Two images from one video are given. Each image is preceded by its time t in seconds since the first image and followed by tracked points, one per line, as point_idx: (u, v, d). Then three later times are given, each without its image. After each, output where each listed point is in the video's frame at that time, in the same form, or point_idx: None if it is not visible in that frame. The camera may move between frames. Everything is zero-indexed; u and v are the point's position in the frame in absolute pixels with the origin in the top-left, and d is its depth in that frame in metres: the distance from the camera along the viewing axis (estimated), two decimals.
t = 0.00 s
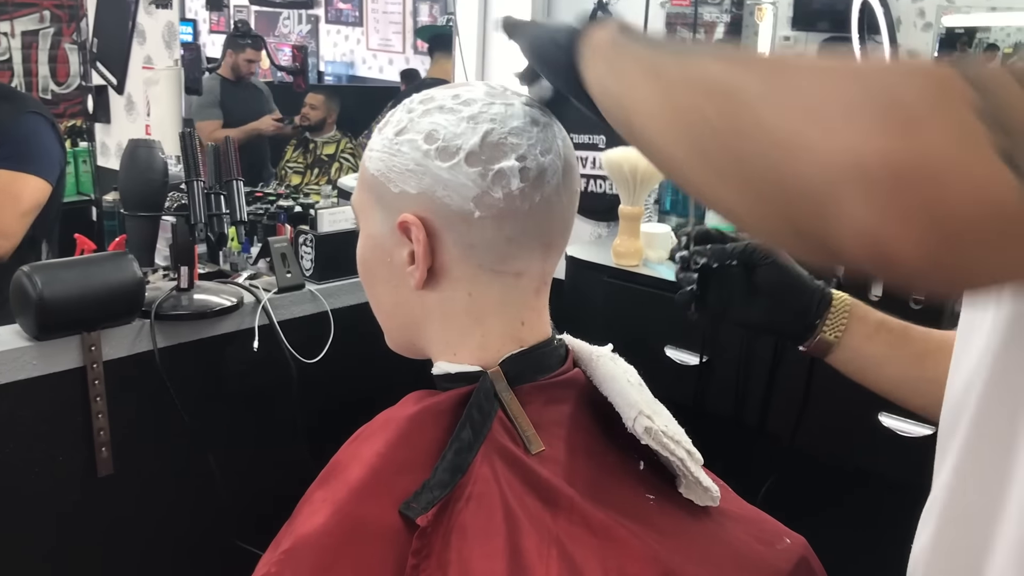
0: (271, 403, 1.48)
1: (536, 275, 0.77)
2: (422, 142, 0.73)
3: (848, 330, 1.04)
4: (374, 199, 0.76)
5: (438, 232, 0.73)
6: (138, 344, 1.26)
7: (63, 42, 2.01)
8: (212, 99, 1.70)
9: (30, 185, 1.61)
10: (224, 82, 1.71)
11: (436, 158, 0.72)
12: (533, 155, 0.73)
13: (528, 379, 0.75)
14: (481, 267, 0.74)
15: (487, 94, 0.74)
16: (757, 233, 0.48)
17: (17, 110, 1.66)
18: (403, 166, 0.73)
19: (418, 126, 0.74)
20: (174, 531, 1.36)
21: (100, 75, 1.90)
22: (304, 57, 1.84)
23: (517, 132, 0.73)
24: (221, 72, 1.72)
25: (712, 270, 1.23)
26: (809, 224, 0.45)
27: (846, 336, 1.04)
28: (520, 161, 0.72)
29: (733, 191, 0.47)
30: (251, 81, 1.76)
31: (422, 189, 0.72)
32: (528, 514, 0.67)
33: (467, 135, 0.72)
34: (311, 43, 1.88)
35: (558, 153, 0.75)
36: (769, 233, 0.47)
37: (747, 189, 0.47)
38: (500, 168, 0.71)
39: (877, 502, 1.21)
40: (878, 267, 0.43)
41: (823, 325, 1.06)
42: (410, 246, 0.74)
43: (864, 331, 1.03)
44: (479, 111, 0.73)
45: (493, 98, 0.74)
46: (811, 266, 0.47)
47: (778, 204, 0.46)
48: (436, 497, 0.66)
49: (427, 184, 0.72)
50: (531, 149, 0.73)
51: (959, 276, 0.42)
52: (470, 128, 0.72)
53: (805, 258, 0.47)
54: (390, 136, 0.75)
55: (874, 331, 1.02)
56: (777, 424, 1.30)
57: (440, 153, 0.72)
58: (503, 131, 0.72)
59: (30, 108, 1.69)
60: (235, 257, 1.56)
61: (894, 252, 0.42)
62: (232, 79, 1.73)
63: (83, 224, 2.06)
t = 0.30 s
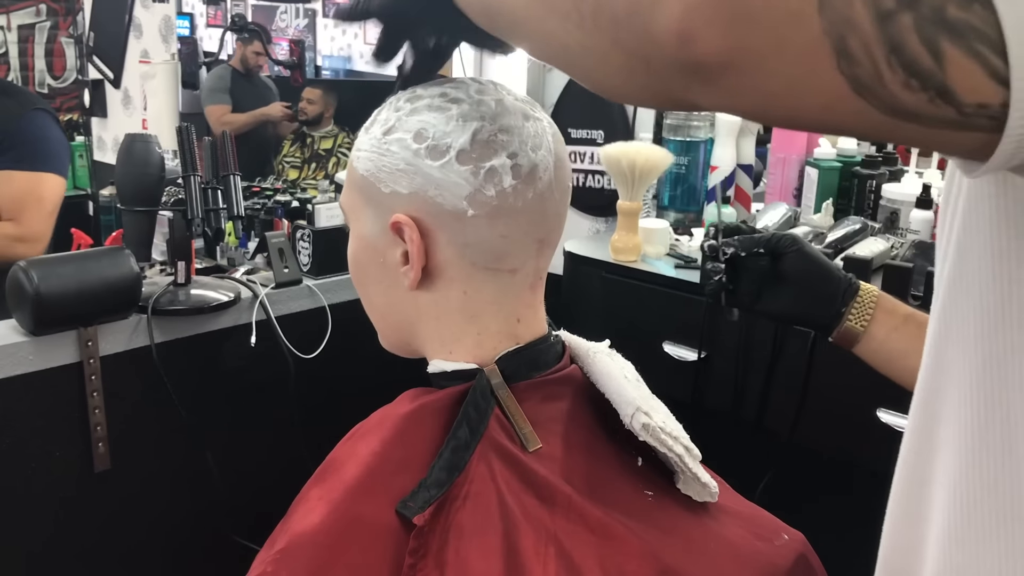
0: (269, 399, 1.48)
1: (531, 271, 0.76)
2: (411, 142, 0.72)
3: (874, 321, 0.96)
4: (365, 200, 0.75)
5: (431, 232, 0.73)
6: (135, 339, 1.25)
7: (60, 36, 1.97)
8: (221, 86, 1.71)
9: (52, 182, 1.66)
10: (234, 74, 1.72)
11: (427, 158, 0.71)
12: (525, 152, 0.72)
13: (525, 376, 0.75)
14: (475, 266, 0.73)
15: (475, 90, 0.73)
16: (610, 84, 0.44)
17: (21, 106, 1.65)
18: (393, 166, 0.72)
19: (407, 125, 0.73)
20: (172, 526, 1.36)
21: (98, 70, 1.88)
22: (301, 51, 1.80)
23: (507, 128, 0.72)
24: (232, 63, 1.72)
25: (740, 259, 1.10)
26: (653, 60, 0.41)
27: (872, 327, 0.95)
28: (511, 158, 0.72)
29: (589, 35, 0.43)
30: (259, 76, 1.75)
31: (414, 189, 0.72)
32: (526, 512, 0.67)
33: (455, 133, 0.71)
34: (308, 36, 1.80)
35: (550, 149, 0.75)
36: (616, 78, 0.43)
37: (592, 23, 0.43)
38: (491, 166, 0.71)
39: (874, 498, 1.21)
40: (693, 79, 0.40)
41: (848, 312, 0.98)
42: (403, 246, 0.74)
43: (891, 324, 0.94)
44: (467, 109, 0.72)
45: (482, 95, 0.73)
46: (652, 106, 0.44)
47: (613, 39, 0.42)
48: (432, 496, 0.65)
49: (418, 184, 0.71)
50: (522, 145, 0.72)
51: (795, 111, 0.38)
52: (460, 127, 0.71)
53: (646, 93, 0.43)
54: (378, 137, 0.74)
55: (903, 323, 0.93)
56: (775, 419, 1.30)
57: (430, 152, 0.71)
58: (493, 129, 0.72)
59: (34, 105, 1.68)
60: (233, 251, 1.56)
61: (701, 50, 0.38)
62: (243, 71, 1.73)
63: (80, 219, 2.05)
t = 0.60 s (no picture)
0: (267, 394, 1.47)
1: (535, 267, 0.76)
2: (421, 133, 0.72)
3: (888, 323, 0.95)
4: (371, 188, 0.75)
5: (436, 224, 0.72)
6: (133, 334, 1.25)
7: (59, 29, 1.94)
8: (229, 75, 1.70)
9: (68, 176, 1.67)
10: (244, 66, 1.73)
11: (435, 150, 0.71)
12: (534, 149, 0.72)
13: (526, 371, 0.75)
14: (480, 260, 0.73)
15: (487, 84, 0.73)
16: (668, 60, 0.31)
17: (25, 103, 1.65)
18: (401, 157, 0.72)
19: (417, 117, 0.73)
20: (170, 521, 1.36)
21: (97, 63, 1.87)
22: (300, 45, 1.82)
23: (518, 123, 0.71)
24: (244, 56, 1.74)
25: (753, 265, 1.12)
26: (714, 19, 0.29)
27: (887, 329, 0.95)
28: (520, 154, 0.71)
29: None
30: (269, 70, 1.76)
31: (421, 181, 0.71)
32: (526, 507, 0.67)
33: (467, 126, 0.71)
34: (308, 31, 1.85)
35: (560, 146, 0.74)
36: (678, 51, 0.30)
37: None
38: (500, 161, 0.70)
39: (873, 493, 1.22)
40: (770, 34, 0.27)
41: (862, 315, 0.96)
42: (407, 237, 0.73)
43: (904, 326, 0.94)
44: (479, 102, 0.72)
45: (494, 88, 0.73)
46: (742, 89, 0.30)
47: None
48: (433, 490, 0.65)
49: (425, 176, 0.71)
50: (532, 141, 0.72)
51: (883, 76, 0.26)
52: (470, 120, 0.71)
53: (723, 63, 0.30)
54: (387, 126, 0.74)
55: (915, 326, 0.93)
56: (774, 415, 1.30)
57: (439, 144, 0.71)
58: (504, 123, 0.71)
59: (36, 100, 1.67)
60: (230, 246, 1.55)
61: None
62: (253, 64, 1.74)
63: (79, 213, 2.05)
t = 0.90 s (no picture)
0: (268, 389, 1.47)
1: (536, 261, 0.76)
2: (421, 126, 0.72)
3: (893, 310, 0.95)
4: (371, 180, 0.75)
5: (437, 218, 0.72)
6: (134, 329, 1.25)
7: (58, 25, 1.92)
8: (234, 69, 1.69)
9: (71, 172, 1.67)
10: (251, 62, 1.71)
11: (436, 144, 0.71)
12: (534, 143, 0.71)
13: (528, 363, 0.75)
14: (480, 254, 0.73)
15: (488, 77, 0.73)
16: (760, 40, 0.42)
17: (25, 99, 1.64)
18: (401, 150, 0.72)
19: (418, 110, 0.73)
20: (172, 515, 1.36)
21: (97, 59, 1.86)
22: (301, 41, 1.78)
23: (518, 117, 0.71)
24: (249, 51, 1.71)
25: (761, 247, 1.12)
26: None
27: (892, 317, 0.95)
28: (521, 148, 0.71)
29: None
30: (275, 66, 1.75)
31: (422, 174, 0.71)
32: (529, 500, 0.67)
33: (467, 120, 0.71)
34: (308, 27, 1.80)
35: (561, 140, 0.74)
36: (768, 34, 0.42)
37: None
38: (500, 155, 0.70)
39: (874, 487, 1.22)
40: None
41: (867, 302, 0.96)
42: (407, 231, 0.73)
43: (909, 313, 0.94)
44: (480, 96, 0.72)
45: (495, 82, 0.73)
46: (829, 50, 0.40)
47: None
48: (435, 482, 0.65)
49: (426, 169, 0.71)
50: (533, 135, 0.71)
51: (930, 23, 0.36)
52: (471, 114, 0.71)
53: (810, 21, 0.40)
54: (388, 119, 0.74)
55: (920, 313, 0.93)
56: (775, 410, 1.30)
57: (440, 138, 0.71)
58: (505, 117, 0.71)
59: (36, 96, 1.66)
60: (231, 241, 1.55)
61: None
62: (258, 60, 1.72)
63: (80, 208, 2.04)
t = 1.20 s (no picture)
0: (266, 387, 1.47)
1: (535, 258, 0.76)
2: (423, 120, 0.72)
3: (898, 317, 0.94)
4: (373, 173, 0.75)
5: (436, 213, 0.72)
6: (132, 326, 1.25)
7: (57, 24, 1.91)
8: (232, 65, 1.68)
9: (67, 171, 1.67)
10: (248, 60, 1.70)
11: (437, 138, 0.71)
12: (536, 139, 0.71)
13: (524, 359, 0.75)
14: (479, 249, 0.73)
15: (493, 73, 0.73)
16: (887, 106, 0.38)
17: (22, 98, 1.63)
18: (403, 143, 0.72)
19: (420, 103, 0.73)
20: (169, 513, 1.36)
21: (95, 57, 1.85)
22: (299, 38, 1.79)
23: (521, 114, 0.71)
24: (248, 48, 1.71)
25: (764, 260, 1.12)
26: (930, 25, 0.35)
27: (896, 324, 0.94)
28: (522, 144, 0.71)
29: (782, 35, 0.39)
30: (274, 64, 1.74)
31: (423, 168, 0.71)
32: (524, 495, 0.67)
33: (470, 115, 0.71)
34: (307, 25, 1.81)
35: (563, 137, 0.73)
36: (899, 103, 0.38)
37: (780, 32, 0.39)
38: (501, 151, 0.70)
39: (870, 484, 1.22)
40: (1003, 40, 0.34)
41: (872, 310, 0.96)
42: (407, 225, 0.73)
43: (914, 320, 0.93)
44: (484, 91, 0.72)
45: (499, 78, 0.72)
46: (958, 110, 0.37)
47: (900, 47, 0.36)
48: (431, 477, 0.66)
49: (427, 163, 0.71)
50: (535, 132, 0.71)
51: None
52: (474, 109, 0.71)
53: (934, 80, 0.36)
54: (391, 112, 0.74)
55: (925, 320, 0.93)
56: (773, 407, 1.30)
57: (442, 132, 0.71)
58: (507, 113, 0.71)
59: (33, 94, 1.66)
60: (229, 240, 1.56)
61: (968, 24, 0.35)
62: (256, 58, 1.72)
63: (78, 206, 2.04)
